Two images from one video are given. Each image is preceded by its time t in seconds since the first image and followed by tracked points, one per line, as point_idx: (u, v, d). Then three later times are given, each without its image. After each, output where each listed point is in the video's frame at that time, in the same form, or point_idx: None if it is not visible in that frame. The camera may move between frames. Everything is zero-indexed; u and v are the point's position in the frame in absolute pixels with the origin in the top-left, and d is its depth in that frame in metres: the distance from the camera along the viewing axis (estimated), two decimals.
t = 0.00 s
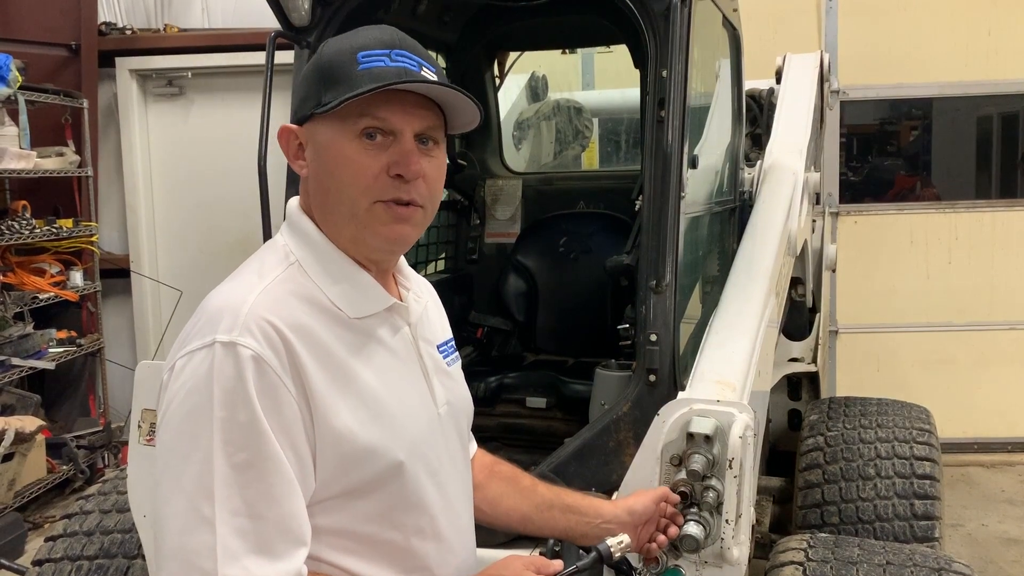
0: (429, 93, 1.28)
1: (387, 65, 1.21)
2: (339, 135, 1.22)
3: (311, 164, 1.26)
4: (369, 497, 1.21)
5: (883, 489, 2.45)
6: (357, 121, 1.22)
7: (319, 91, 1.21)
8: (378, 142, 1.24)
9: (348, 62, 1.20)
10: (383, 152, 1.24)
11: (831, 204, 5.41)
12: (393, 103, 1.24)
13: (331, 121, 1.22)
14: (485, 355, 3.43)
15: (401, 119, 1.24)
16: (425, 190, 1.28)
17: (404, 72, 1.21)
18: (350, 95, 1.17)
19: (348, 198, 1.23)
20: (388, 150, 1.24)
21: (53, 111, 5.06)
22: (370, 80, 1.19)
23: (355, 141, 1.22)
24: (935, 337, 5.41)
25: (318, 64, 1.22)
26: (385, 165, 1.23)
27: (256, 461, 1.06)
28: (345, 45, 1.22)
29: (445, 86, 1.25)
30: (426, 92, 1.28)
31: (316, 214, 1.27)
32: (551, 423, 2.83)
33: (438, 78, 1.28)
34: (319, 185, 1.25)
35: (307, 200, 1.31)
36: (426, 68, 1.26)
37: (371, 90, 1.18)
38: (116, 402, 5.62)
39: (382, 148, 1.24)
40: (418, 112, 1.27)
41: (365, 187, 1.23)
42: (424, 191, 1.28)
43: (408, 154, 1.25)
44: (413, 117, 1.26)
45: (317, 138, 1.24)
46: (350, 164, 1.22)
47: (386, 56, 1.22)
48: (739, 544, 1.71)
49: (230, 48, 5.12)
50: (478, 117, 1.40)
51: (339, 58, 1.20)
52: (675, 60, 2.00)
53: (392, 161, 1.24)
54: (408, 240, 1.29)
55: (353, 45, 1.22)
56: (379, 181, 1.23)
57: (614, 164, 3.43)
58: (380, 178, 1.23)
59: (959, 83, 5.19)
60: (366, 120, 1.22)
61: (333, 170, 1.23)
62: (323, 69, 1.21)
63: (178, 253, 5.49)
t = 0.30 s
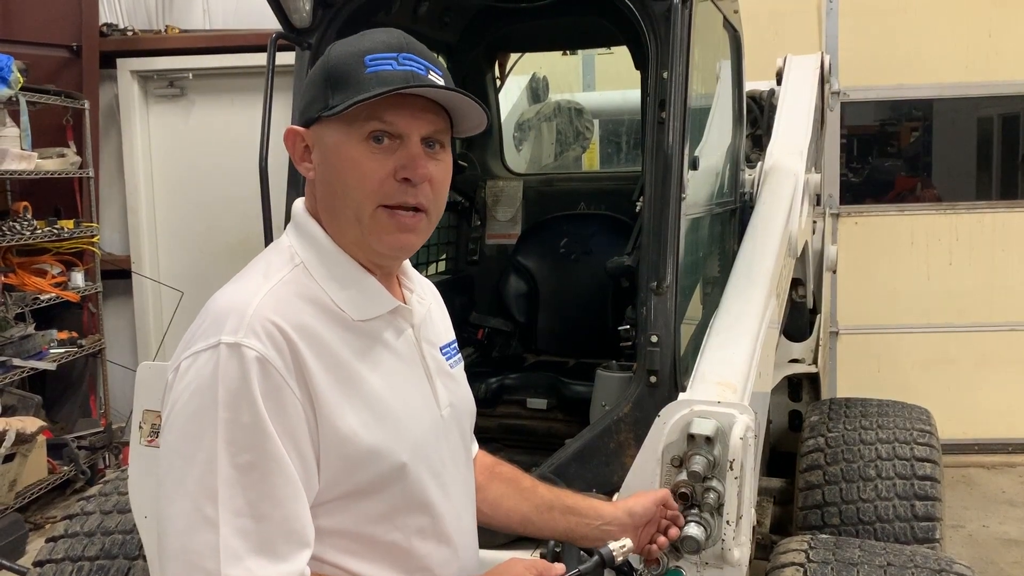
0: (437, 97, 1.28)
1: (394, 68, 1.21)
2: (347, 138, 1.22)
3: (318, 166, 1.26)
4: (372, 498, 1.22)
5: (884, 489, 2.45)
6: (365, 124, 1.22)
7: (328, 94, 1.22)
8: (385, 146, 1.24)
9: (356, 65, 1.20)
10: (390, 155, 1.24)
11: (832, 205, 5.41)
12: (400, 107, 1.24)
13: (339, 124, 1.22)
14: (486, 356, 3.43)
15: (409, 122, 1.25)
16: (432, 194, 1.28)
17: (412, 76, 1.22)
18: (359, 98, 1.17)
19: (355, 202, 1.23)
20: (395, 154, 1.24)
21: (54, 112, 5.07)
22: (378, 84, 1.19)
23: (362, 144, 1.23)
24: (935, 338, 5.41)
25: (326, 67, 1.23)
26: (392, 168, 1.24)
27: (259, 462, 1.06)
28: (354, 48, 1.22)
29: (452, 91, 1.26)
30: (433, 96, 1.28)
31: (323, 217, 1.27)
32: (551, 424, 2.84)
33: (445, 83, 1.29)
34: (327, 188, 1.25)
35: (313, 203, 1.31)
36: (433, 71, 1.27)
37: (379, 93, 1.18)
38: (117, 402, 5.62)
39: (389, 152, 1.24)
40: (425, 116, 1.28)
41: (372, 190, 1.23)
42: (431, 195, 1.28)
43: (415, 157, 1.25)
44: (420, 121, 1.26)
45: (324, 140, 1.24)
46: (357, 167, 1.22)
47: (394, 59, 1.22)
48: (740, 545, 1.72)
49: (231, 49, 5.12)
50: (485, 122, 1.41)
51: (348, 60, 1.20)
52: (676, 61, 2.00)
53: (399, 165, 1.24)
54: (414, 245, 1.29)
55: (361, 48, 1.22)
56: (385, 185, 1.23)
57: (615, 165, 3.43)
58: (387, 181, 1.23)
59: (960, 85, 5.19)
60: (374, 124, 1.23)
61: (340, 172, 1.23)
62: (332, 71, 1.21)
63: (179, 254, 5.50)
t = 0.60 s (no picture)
0: (437, 96, 1.28)
1: (394, 68, 1.21)
2: (347, 137, 1.22)
3: (318, 167, 1.26)
4: (373, 499, 1.21)
5: (884, 490, 2.44)
6: (365, 124, 1.22)
7: (328, 94, 1.22)
8: (385, 146, 1.24)
9: (355, 65, 1.20)
10: (390, 155, 1.24)
11: (832, 206, 5.42)
12: (400, 106, 1.24)
13: (339, 124, 1.22)
14: (486, 357, 3.43)
15: (408, 122, 1.25)
16: (432, 194, 1.28)
17: (412, 76, 1.22)
18: (359, 98, 1.17)
19: (355, 202, 1.23)
20: (395, 153, 1.24)
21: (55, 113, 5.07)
22: (378, 83, 1.19)
23: (362, 144, 1.22)
24: (936, 339, 5.40)
25: (326, 67, 1.23)
26: (392, 168, 1.24)
27: (259, 462, 1.06)
28: (355, 48, 1.22)
29: (452, 90, 1.26)
30: (433, 96, 1.28)
31: (323, 217, 1.28)
32: (551, 425, 2.84)
33: (445, 82, 1.29)
34: (327, 188, 1.25)
35: (314, 203, 1.31)
36: (433, 71, 1.27)
37: (379, 92, 1.18)
38: (118, 402, 5.62)
39: (389, 152, 1.24)
40: (425, 115, 1.28)
41: (372, 190, 1.23)
42: (431, 195, 1.28)
43: (414, 156, 1.25)
44: (420, 120, 1.26)
45: (325, 141, 1.24)
46: (356, 167, 1.22)
47: (394, 59, 1.22)
48: (741, 547, 1.72)
49: (231, 50, 5.12)
50: (486, 121, 1.41)
51: (348, 60, 1.20)
52: (677, 61, 2.00)
53: (399, 165, 1.24)
54: (414, 245, 1.29)
55: (361, 48, 1.22)
56: (385, 184, 1.23)
57: (616, 166, 3.43)
58: (387, 181, 1.23)
59: (961, 85, 5.19)
60: (374, 124, 1.23)
61: (340, 171, 1.23)
62: (332, 71, 1.21)
63: (179, 255, 5.50)
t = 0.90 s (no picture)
0: (438, 96, 1.28)
1: (395, 68, 1.21)
2: (348, 138, 1.22)
3: (319, 167, 1.26)
4: (372, 499, 1.22)
5: (885, 490, 2.44)
6: (366, 124, 1.22)
7: (329, 94, 1.22)
8: (386, 146, 1.24)
9: (356, 66, 1.20)
10: (391, 156, 1.24)
11: (833, 206, 5.42)
12: (401, 106, 1.24)
13: (340, 124, 1.22)
14: (487, 357, 3.43)
15: (410, 122, 1.25)
16: (433, 194, 1.28)
17: (412, 76, 1.22)
18: (361, 98, 1.18)
19: (356, 202, 1.23)
20: (397, 153, 1.24)
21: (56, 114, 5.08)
22: (379, 83, 1.19)
23: (363, 145, 1.23)
24: (937, 339, 5.40)
25: (327, 68, 1.23)
26: (393, 169, 1.24)
27: (258, 462, 1.06)
28: (355, 49, 1.22)
29: (453, 90, 1.26)
30: (435, 96, 1.29)
31: (324, 218, 1.28)
32: (552, 425, 2.83)
33: (445, 83, 1.29)
34: (328, 188, 1.25)
35: (315, 204, 1.31)
36: (434, 72, 1.27)
37: (380, 92, 1.18)
38: (118, 403, 5.63)
39: (390, 152, 1.24)
40: (425, 115, 1.28)
41: (373, 191, 1.23)
42: (432, 195, 1.28)
43: (416, 156, 1.25)
44: (422, 120, 1.27)
45: (326, 141, 1.24)
46: (358, 167, 1.22)
47: (394, 59, 1.22)
48: (741, 547, 1.72)
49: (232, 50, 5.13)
50: (486, 121, 1.41)
51: (348, 61, 1.20)
52: (677, 61, 2.00)
53: (401, 165, 1.24)
54: (416, 244, 1.29)
55: (362, 48, 1.22)
56: (387, 185, 1.23)
57: (616, 166, 3.43)
58: (388, 182, 1.23)
59: (961, 85, 5.18)
60: (375, 124, 1.23)
61: (342, 171, 1.23)
62: (333, 72, 1.21)
63: (179, 255, 5.50)
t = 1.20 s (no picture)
0: (438, 98, 1.29)
1: (395, 69, 1.21)
2: (348, 139, 1.22)
3: (318, 168, 1.26)
4: (371, 500, 1.22)
5: (885, 490, 2.44)
6: (366, 125, 1.23)
7: (328, 95, 1.22)
8: (386, 147, 1.24)
9: (356, 67, 1.20)
10: (391, 157, 1.24)
11: (833, 206, 5.42)
12: (402, 107, 1.25)
13: (339, 126, 1.22)
14: (487, 357, 3.43)
15: (409, 123, 1.25)
16: (433, 195, 1.28)
17: (412, 77, 1.22)
18: (361, 100, 1.18)
19: (356, 203, 1.23)
20: (397, 155, 1.25)
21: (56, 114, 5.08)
22: (379, 85, 1.19)
23: (363, 146, 1.23)
24: (937, 339, 5.40)
25: (326, 69, 1.23)
26: (393, 170, 1.24)
27: (257, 464, 1.06)
28: (355, 49, 1.22)
29: (453, 91, 1.26)
30: (435, 97, 1.29)
31: (324, 219, 1.28)
32: (551, 425, 2.83)
33: (445, 84, 1.29)
34: (327, 189, 1.25)
35: (314, 205, 1.31)
36: (433, 72, 1.27)
37: (380, 94, 1.18)
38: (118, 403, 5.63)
39: (390, 153, 1.24)
40: (425, 116, 1.28)
41: (373, 191, 1.23)
42: (432, 195, 1.29)
43: (416, 156, 1.25)
44: (421, 121, 1.27)
45: (325, 142, 1.24)
46: (358, 168, 1.22)
47: (394, 60, 1.22)
48: (741, 547, 1.72)
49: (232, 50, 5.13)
50: (486, 122, 1.41)
51: (348, 62, 1.20)
52: (676, 62, 2.00)
53: (401, 166, 1.24)
54: (416, 244, 1.29)
55: (361, 49, 1.22)
56: (387, 186, 1.23)
57: (616, 166, 3.43)
58: (388, 183, 1.23)
59: (962, 85, 5.18)
60: (375, 125, 1.23)
61: (342, 172, 1.23)
62: (333, 73, 1.21)
63: (180, 256, 5.50)
